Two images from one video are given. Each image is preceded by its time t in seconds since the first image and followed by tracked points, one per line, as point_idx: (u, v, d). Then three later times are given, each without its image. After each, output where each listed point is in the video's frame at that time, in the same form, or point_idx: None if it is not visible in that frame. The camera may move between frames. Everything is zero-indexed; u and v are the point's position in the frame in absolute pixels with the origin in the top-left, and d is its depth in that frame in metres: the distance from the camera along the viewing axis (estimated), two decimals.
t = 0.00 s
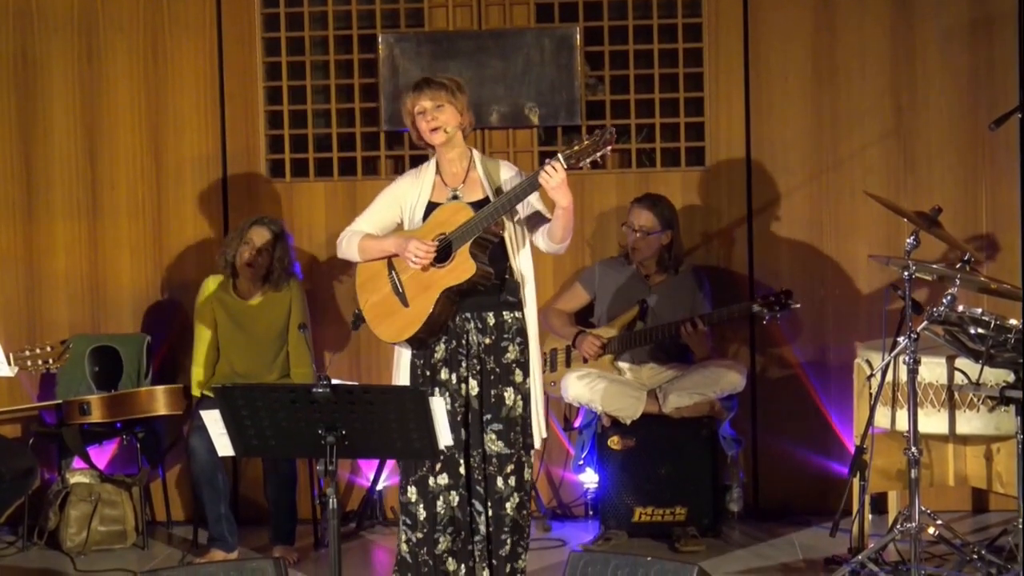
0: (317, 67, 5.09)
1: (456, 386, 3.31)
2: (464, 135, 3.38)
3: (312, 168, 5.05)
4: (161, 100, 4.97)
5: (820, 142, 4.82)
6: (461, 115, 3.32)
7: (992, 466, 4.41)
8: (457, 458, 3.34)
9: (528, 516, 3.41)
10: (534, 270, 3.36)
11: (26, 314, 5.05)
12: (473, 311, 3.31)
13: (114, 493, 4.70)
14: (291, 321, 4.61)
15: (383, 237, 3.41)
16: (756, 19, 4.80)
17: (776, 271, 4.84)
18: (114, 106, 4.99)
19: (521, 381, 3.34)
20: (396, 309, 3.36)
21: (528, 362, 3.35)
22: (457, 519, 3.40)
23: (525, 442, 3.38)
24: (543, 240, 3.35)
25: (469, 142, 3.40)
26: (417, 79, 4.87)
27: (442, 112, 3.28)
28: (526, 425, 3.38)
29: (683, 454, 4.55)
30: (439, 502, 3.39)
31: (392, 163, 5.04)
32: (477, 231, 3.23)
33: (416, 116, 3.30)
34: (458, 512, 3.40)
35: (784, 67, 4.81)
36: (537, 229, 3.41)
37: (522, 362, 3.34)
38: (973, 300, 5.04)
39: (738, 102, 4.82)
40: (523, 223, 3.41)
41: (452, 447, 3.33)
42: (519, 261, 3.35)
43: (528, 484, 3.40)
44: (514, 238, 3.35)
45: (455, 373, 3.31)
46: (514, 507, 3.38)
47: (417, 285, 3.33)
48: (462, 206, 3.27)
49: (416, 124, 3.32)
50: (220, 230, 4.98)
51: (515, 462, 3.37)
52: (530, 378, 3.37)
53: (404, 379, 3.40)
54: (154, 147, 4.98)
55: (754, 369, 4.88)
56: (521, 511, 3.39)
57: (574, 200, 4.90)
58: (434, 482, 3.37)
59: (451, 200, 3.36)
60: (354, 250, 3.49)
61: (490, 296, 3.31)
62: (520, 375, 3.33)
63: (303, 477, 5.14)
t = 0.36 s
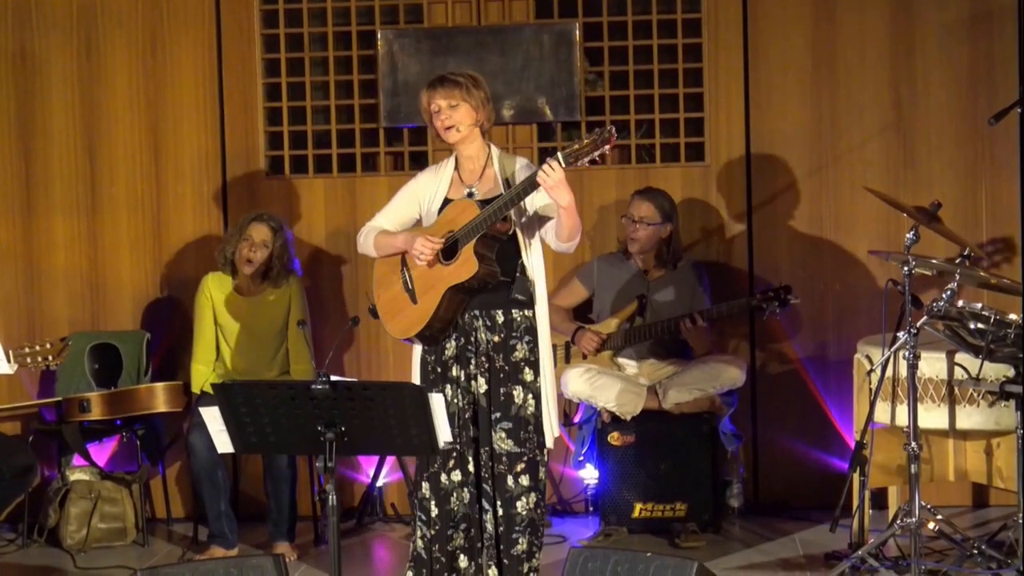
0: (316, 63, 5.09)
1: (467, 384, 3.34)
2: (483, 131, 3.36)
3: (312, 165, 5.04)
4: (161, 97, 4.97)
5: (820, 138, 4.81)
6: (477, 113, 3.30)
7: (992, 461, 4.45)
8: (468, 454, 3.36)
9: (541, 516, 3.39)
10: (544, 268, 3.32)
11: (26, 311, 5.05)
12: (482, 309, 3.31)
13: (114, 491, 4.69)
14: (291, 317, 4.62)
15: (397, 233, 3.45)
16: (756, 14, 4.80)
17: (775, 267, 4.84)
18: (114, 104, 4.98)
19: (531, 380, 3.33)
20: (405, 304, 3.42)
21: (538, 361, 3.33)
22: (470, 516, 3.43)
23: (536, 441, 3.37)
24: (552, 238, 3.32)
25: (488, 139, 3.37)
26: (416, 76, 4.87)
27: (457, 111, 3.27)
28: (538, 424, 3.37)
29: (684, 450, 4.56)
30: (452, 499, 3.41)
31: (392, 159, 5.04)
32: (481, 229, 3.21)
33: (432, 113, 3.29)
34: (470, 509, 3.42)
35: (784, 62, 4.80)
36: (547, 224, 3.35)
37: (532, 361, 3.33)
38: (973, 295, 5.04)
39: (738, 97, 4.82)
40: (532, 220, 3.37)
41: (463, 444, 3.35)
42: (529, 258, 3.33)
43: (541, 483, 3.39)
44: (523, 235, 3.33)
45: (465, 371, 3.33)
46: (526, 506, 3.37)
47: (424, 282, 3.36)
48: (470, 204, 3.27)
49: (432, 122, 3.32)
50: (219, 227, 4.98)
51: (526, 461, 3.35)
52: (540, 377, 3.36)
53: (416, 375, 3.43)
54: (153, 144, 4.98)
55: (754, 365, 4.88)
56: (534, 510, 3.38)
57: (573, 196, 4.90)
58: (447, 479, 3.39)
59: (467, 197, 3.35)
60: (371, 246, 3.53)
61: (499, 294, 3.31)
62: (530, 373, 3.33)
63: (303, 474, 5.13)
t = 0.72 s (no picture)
0: (317, 59, 5.08)
1: (466, 381, 3.34)
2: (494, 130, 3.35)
3: (313, 161, 5.04)
4: (163, 93, 4.97)
5: (820, 136, 4.81)
6: (487, 111, 3.29)
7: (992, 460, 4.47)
8: (466, 451, 3.37)
9: (539, 515, 3.39)
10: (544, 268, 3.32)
11: (27, 306, 5.05)
12: (482, 306, 3.32)
13: (113, 485, 4.70)
14: (292, 314, 4.65)
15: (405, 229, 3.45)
16: (757, 12, 4.80)
17: (775, 265, 4.84)
18: (116, 98, 4.99)
19: (529, 379, 3.34)
20: (409, 300, 3.42)
21: (537, 360, 3.34)
22: (467, 513, 3.43)
23: (534, 441, 3.37)
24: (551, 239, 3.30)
25: (499, 137, 3.37)
26: (417, 72, 4.87)
27: (466, 110, 3.27)
28: (536, 423, 3.37)
29: (683, 449, 4.57)
30: (449, 495, 3.41)
31: (393, 155, 5.04)
32: (477, 227, 3.22)
33: (443, 111, 3.31)
34: (466, 506, 3.42)
35: (785, 61, 4.80)
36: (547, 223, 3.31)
37: (530, 360, 3.33)
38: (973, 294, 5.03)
39: (739, 95, 4.82)
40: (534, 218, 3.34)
41: (461, 441, 3.36)
42: (530, 257, 3.33)
43: (540, 483, 3.38)
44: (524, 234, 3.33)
45: (464, 368, 3.34)
46: (523, 505, 3.37)
47: (425, 278, 3.37)
48: (471, 202, 3.28)
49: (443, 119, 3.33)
50: (220, 223, 4.98)
51: (522, 460, 3.36)
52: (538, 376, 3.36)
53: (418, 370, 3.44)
54: (154, 140, 4.98)
55: (754, 363, 4.88)
56: (531, 510, 3.38)
57: (573, 194, 4.90)
58: (445, 475, 3.39)
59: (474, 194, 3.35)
60: (381, 240, 3.53)
61: (498, 293, 3.31)
62: (527, 372, 3.33)
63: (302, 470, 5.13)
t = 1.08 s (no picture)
0: (319, 57, 5.08)
1: (464, 381, 3.34)
2: (496, 129, 3.35)
3: (315, 158, 5.04)
4: (165, 89, 4.97)
5: (822, 137, 4.81)
6: (490, 110, 3.29)
7: (993, 461, 4.49)
8: (463, 450, 3.37)
9: (536, 515, 3.38)
10: (544, 267, 3.33)
11: (28, 303, 5.05)
12: (482, 306, 3.32)
13: (114, 482, 4.73)
14: (294, 311, 4.64)
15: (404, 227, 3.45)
16: (760, 12, 4.80)
17: (777, 265, 4.84)
18: (118, 95, 4.98)
19: (529, 378, 3.34)
20: (407, 298, 3.41)
21: (537, 360, 3.33)
22: (462, 511, 3.43)
23: (534, 440, 3.36)
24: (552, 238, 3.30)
25: (500, 135, 3.37)
26: (420, 71, 4.87)
27: (470, 108, 3.27)
28: (536, 422, 3.36)
29: (683, 449, 4.58)
30: (447, 494, 3.41)
31: (395, 153, 5.03)
32: (479, 226, 3.20)
33: (446, 109, 3.30)
34: (462, 504, 3.42)
35: (787, 61, 4.80)
36: (547, 222, 3.31)
37: (530, 360, 3.33)
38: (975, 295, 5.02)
39: (741, 95, 4.81)
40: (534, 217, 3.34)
41: (458, 440, 3.37)
42: (531, 257, 3.33)
43: (541, 482, 3.39)
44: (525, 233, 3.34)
45: (462, 367, 3.34)
46: (523, 504, 3.37)
47: (424, 276, 3.36)
48: (471, 201, 3.26)
49: (445, 116, 3.32)
50: (221, 220, 4.98)
51: (522, 459, 3.35)
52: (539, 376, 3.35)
53: (418, 369, 3.45)
54: (156, 137, 4.98)
55: (756, 363, 4.88)
56: (532, 509, 3.38)
57: (574, 193, 4.90)
58: (444, 473, 3.39)
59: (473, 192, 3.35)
60: (379, 238, 3.53)
61: (498, 292, 3.31)
62: (527, 372, 3.33)
63: (302, 468, 5.13)
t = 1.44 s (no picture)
0: (319, 58, 5.08)
1: (459, 381, 3.34)
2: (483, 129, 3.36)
3: (314, 159, 5.04)
4: (164, 90, 4.96)
5: (821, 137, 4.81)
6: (479, 109, 3.30)
7: (993, 461, 4.51)
8: (460, 451, 3.37)
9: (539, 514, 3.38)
10: (539, 268, 3.33)
11: (28, 304, 5.05)
12: (476, 306, 3.32)
13: (114, 484, 4.72)
14: (293, 312, 4.63)
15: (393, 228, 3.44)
16: (759, 12, 4.80)
17: (776, 265, 4.84)
18: (117, 96, 4.98)
19: (526, 377, 3.33)
20: (399, 299, 3.42)
21: (533, 358, 3.33)
22: (461, 512, 3.42)
23: (532, 439, 3.37)
24: (549, 238, 3.30)
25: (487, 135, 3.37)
26: (420, 71, 4.87)
27: (460, 107, 3.27)
28: (534, 421, 3.37)
29: (683, 448, 4.59)
30: (445, 495, 3.41)
31: (394, 154, 5.03)
32: (478, 225, 3.22)
33: (435, 108, 3.29)
34: (461, 505, 3.42)
35: (786, 61, 4.80)
36: (545, 221, 3.32)
37: (526, 359, 3.32)
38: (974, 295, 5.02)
39: (741, 95, 4.81)
40: (530, 217, 3.34)
41: (454, 441, 3.36)
42: (525, 258, 3.33)
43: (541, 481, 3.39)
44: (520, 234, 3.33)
45: (457, 367, 3.34)
46: (524, 504, 3.37)
47: (418, 277, 3.37)
48: (468, 200, 3.27)
49: (434, 116, 3.32)
50: (221, 221, 4.97)
51: (522, 458, 3.35)
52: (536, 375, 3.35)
53: (409, 369, 3.44)
54: (156, 138, 4.98)
55: (755, 363, 4.88)
56: (533, 508, 3.38)
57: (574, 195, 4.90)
58: (441, 474, 3.39)
59: (463, 193, 3.36)
60: (365, 239, 3.52)
61: (493, 291, 3.31)
62: (524, 371, 3.32)
63: (302, 469, 5.13)
